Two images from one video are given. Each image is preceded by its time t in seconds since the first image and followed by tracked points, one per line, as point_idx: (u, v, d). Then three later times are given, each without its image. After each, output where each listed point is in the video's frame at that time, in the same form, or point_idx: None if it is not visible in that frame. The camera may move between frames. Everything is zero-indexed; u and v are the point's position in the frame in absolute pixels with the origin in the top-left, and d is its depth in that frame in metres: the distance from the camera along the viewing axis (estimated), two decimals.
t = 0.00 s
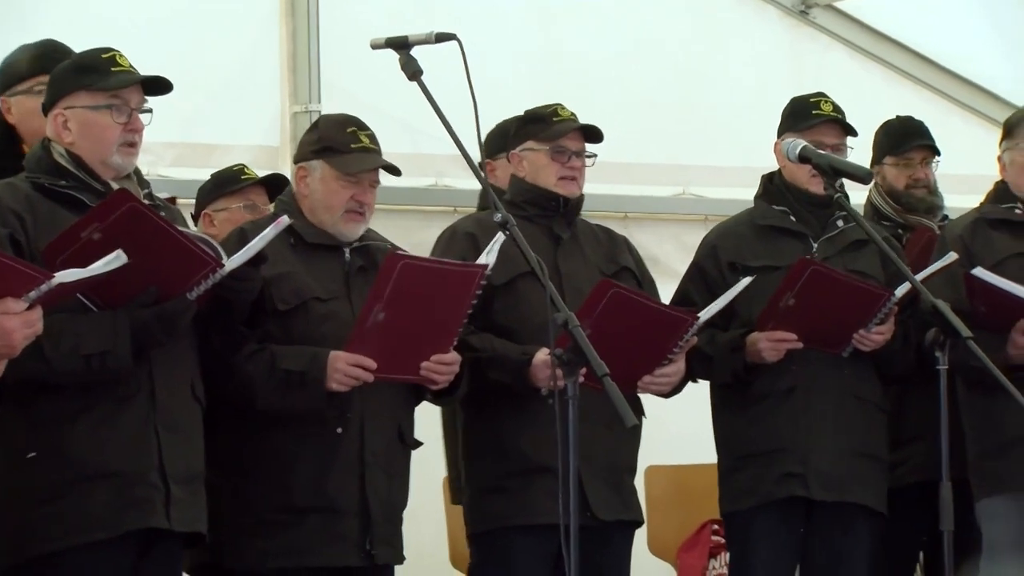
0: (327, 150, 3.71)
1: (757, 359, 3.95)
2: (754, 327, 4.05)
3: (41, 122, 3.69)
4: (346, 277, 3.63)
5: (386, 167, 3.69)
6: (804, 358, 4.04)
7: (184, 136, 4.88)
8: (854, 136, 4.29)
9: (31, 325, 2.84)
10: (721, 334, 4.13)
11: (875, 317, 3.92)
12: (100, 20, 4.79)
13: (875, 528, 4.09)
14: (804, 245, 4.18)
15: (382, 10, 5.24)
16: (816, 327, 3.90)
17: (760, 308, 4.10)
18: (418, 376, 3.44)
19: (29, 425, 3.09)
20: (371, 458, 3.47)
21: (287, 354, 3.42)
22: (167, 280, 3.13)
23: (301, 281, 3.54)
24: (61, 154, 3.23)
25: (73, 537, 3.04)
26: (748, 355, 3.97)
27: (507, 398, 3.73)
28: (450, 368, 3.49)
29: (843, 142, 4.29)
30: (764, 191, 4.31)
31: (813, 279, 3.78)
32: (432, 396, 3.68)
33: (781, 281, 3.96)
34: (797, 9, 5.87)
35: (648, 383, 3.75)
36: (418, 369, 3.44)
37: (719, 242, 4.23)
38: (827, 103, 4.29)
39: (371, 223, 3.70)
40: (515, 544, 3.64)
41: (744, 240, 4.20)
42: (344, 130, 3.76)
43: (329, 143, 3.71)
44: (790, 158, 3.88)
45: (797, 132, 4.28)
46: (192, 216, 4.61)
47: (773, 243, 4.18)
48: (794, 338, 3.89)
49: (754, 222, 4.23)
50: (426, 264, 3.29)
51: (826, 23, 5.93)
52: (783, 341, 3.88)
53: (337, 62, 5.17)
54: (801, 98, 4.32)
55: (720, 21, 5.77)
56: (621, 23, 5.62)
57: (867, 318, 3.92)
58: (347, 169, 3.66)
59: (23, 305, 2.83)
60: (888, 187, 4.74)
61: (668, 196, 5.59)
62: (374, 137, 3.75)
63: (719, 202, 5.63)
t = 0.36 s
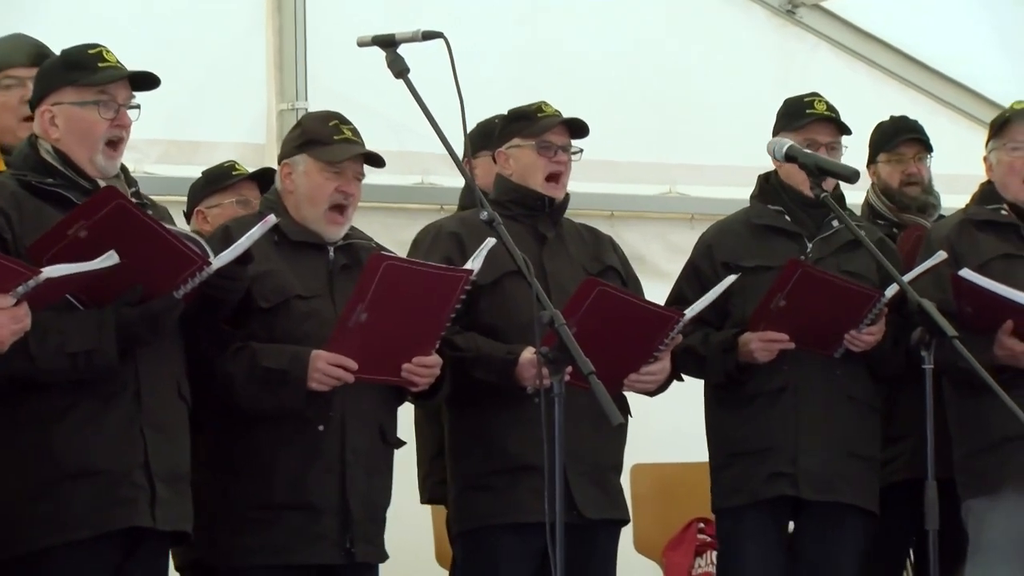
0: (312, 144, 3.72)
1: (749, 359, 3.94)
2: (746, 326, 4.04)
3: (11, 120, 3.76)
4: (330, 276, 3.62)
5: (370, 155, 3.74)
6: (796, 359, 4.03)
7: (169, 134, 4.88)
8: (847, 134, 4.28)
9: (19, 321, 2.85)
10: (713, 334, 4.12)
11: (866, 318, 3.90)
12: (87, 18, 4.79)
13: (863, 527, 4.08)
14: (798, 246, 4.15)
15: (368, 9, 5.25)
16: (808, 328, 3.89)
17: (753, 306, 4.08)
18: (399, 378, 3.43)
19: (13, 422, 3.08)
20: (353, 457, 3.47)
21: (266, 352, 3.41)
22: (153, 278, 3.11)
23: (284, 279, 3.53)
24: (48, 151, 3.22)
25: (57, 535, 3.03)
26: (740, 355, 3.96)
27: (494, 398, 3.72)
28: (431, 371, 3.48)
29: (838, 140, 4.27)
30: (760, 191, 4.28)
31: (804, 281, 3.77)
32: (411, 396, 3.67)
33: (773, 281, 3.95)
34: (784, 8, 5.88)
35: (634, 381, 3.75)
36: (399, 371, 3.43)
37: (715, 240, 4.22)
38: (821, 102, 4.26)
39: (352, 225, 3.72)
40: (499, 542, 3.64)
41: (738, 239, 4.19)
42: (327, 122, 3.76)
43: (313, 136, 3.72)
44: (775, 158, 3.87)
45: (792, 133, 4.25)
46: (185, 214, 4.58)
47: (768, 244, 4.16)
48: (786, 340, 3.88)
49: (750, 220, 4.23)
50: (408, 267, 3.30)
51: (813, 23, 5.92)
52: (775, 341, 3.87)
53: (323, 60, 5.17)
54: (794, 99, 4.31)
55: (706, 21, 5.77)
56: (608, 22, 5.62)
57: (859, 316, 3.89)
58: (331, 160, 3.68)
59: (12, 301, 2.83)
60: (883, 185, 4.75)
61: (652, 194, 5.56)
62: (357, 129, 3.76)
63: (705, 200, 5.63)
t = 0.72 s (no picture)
0: (300, 138, 3.72)
1: (739, 355, 3.93)
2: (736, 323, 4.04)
3: None
4: (316, 273, 3.62)
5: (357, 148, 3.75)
6: (785, 354, 4.04)
7: (156, 131, 4.89)
8: (842, 134, 4.26)
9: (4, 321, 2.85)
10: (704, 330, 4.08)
11: (856, 314, 3.89)
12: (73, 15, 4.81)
13: (853, 524, 4.07)
14: (789, 243, 4.16)
15: (353, 8, 5.26)
16: (797, 323, 3.88)
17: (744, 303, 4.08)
18: (383, 379, 3.44)
19: None
20: (336, 455, 3.47)
21: (252, 347, 3.42)
22: (140, 276, 3.11)
23: (269, 276, 3.53)
24: (32, 149, 3.21)
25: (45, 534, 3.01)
26: (731, 351, 3.95)
27: (483, 396, 3.72)
28: (415, 373, 3.49)
29: (832, 139, 4.26)
30: (751, 189, 4.27)
31: (794, 274, 3.77)
32: (394, 399, 3.67)
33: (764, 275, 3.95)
34: (770, 6, 5.87)
35: (621, 379, 3.75)
36: (383, 372, 3.44)
37: (707, 239, 4.21)
38: (815, 101, 4.25)
39: (338, 222, 3.72)
40: (485, 539, 3.64)
41: (730, 236, 4.18)
42: (316, 119, 3.77)
43: (301, 131, 3.73)
44: (761, 155, 3.83)
45: (785, 131, 4.24)
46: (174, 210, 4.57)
47: (759, 242, 4.15)
48: (776, 334, 3.87)
49: (740, 218, 4.23)
50: (396, 266, 3.30)
51: (799, 20, 5.91)
52: (765, 336, 3.87)
53: (310, 59, 5.18)
54: (789, 96, 4.29)
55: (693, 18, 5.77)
56: (593, 19, 5.63)
57: (849, 312, 3.89)
58: (319, 152, 3.69)
59: None
60: (880, 182, 4.73)
61: (640, 192, 5.57)
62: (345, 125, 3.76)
63: (692, 198, 5.63)
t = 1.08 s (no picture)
0: (287, 134, 3.73)
1: (725, 349, 3.90)
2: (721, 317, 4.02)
3: None
4: (298, 268, 3.62)
5: (344, 145, 3.77)
6: (774, 348, 4.01)
7: (139, 126, 4.89)
8: (819, 128, 4.27)
9: None
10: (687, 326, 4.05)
11: (844, 304, 3.89)
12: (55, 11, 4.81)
13: (840, 519, 4.06)
14: (771, 237, 4.14)
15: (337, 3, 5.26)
16: (783, 317, 3.88)
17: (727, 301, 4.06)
18: (363, 376, 3.43)
19: None
20: (317, 450, 3.48)
21: (235, 340, 3.42)
22: (119, 269, 3.12)
23: (250, 270, 3.53)
24: (10, 144, 3.20)
25: (25, 530, 3.00)
26: (717, 347, 3.92)
27: (468, 390, 3.73)
28: (397, 372, 3.47)
29: (808, 134, 4.27)
30: (730, 185, 4.28)
31: (783, 266, 3.76)
32: (376, 397, 3.68)
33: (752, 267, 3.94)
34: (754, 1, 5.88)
35: (606, 372, 3.75)
36: (363, 369, 3.43)
37: (687, 236, 4.20)
38: (790, 97, 4.27)
39: (326, 217, 3.73)
40: (466, 533, 3.65)
41: (710, 232, 4.17)
42: (303, 114, 3.78)
43: (288, 127, 3.74)
44: (745, 150, 3.87)
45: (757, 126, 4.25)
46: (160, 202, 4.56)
47: (741, 238, 4.14)
48: (764, 327, 3.86)
49: (720, 214, 4.22)
50: (385, 266, 3.32)
51: (782, 15, 5.92)
52: (752, 330, 3.85)
53: (294, 54, 5.18)
54: (765, 93, 4.30)
55: (675, 14, 5.78)
56: (576, 15, 5.64)
57: (835, 305, 3.89)
58: (307, 149, 3.70)
59: None
60: (869, 178, 4.73)
61: (622, 186, 5.54)
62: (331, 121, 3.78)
63: (677, 193, 5.62)
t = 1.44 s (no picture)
0: (267, 131, 3.73)
1: (699, 347, 3.90)
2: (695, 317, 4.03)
3: None
4: (282, 265, 3.62)
5: (325, 142, 3.77)
6: (750, 343, 4.01)
7: (124, 123, 4.88)
8: (779, 121, 4.26)
9: None
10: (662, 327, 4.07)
11: (818, 298, 3.90)
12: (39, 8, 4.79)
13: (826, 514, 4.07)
14: (741, 234, 4.14)
15: None
16: (758, 312, 3.88)
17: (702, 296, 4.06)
18: (348, 371, 3.42)
19: None
20: (303, 446, 3.47)
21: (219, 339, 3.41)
22: (100, 265, 3.11)
23: (234, 268, 3.53)
24: None
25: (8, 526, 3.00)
26: (692, 345, 3.93)
27: (450, 386, 3.73)
28: (380, 365, 3.47)
29: (770, 128, 4.27)
30: (696, 184, 4.26)
31: (755, 262, 3.75)
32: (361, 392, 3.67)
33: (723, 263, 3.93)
34: None
35: (590, 368, 3.74)
36: (348, 364, 3.42)
37: (659, 237, 4.18)
38: (748, 92, 4.28)
39: (308, 211, 3.73)
40: (454, 530, 3.65)
41: (682, 233, 4.16)
42: (282, 111, 3.78)
43: (268, 124, 3.74)
44: (731, 146, 3.87)
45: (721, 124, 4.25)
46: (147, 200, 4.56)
47: (713, 233, 4.14)
48: (737, 323, 3.86)
49: (688, 213, 4.21)
50: (366, 261, 3.31)
51: (767, 11, 5.94)
52: (725, 327, 3.85)
53: (280, 50, 5.17)
54: (722, 92, 4.32)
55: (660, 9, 5.79)
56: (560, 10, 5.65)
57: (810, 298, 3.90)
58: (288, 146, 3.70)
59: None
60: (847, 176, 4.73)
61: (607, 181, 5.54)
62: (311, 117, 3.78)
63: (663, 189, 5.63)
